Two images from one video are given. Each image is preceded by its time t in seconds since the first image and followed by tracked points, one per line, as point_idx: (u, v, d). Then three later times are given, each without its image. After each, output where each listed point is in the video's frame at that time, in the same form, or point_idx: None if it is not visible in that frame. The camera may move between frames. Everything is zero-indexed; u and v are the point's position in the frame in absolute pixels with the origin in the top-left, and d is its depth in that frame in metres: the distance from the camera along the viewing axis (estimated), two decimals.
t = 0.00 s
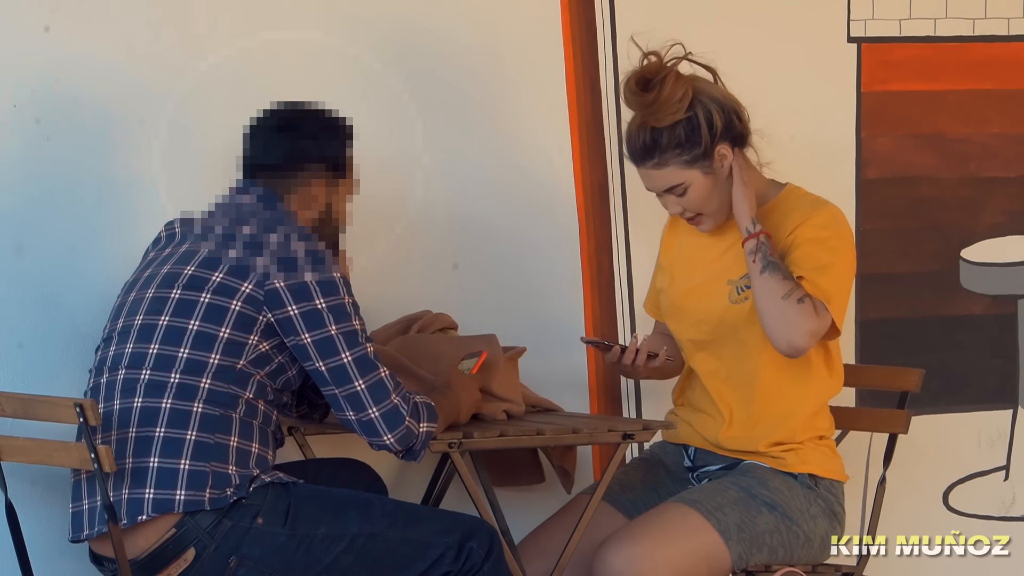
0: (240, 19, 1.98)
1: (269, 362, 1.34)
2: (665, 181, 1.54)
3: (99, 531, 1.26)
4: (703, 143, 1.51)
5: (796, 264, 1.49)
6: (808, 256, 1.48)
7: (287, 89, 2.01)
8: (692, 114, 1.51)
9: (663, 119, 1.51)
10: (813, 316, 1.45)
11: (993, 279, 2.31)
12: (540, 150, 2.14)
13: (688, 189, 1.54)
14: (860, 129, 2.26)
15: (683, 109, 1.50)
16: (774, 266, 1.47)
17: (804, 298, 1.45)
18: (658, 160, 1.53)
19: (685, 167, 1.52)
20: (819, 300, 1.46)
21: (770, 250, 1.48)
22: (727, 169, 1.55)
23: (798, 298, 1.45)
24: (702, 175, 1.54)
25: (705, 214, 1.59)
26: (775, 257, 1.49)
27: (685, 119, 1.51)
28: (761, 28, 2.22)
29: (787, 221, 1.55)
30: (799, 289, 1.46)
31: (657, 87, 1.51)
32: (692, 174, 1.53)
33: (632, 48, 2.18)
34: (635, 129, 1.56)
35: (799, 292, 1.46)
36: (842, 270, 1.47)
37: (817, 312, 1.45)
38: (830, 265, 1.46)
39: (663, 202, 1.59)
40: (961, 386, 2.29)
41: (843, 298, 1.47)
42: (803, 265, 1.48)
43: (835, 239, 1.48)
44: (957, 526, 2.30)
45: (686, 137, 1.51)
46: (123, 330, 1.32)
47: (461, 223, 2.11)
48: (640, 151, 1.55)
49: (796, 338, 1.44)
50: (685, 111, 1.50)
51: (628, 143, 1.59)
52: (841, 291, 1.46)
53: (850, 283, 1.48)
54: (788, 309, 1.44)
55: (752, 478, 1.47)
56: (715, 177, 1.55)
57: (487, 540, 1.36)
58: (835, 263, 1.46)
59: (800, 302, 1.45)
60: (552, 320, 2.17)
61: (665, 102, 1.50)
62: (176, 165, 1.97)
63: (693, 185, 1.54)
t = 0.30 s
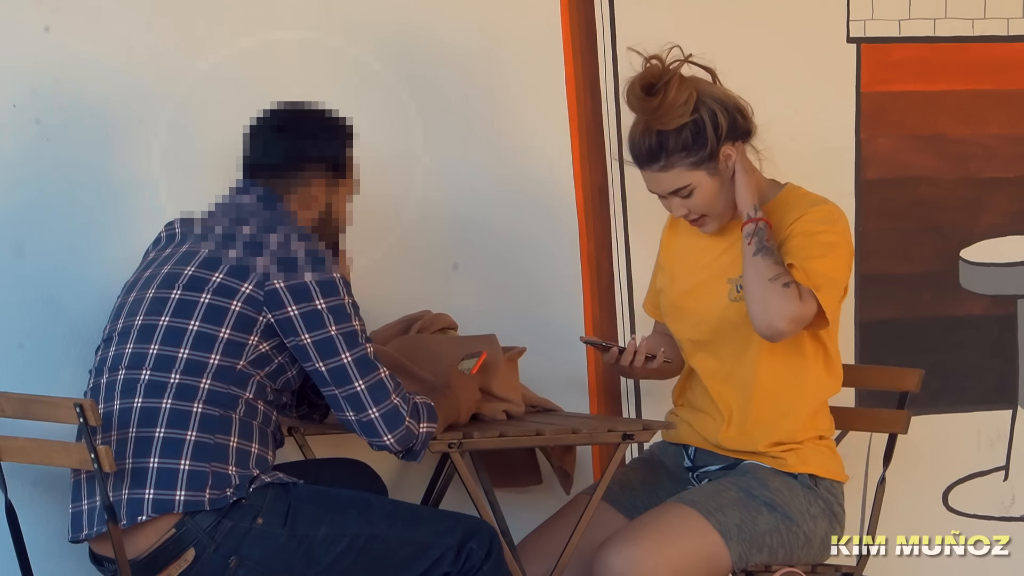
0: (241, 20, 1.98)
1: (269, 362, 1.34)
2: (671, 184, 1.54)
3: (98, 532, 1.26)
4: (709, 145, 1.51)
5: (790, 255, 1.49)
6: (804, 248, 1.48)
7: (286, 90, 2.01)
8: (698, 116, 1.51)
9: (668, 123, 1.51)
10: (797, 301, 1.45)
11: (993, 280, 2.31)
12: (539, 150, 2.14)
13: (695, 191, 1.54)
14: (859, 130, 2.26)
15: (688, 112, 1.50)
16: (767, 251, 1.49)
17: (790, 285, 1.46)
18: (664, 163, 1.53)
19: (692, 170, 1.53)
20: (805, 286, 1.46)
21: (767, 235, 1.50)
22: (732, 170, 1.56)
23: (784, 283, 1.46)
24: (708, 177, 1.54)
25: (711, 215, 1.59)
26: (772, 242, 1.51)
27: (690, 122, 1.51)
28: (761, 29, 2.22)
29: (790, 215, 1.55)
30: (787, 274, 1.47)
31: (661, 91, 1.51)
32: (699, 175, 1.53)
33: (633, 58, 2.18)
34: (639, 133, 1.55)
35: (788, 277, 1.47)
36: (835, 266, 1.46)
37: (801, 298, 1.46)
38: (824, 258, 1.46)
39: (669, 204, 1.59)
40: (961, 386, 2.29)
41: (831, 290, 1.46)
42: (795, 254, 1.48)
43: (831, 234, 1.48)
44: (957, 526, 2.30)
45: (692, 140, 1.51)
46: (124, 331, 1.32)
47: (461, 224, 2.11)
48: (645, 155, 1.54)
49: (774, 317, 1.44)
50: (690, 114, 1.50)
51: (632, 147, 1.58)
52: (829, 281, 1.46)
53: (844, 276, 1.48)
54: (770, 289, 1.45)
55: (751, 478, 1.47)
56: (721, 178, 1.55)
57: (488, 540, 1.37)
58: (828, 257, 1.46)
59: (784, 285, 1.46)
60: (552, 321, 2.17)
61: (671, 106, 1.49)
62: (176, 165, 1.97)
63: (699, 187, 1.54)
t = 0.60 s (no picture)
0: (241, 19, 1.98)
1: (269, 361, 1.34)
2: (674, 173, 1.54)
3: (95, 530, 1.27)
4: (713, 135, 1.51)
5: (790, 267, 1.49)
6: (803, 260, 1.48)
7: (286, 88, 2.01)
8: (703, 105, 1.51)
9: (673, 109, 1.51)
10: (802, 319, 1.45)
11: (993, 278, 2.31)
12: (538, 148, 2.14)
13: (697, 181, 1.54)
14: (860, 128, 2.26)
15: (693, 100, 1.51)
16: (767, 271, 1.49)
17: (792, 304, 1.46)
18: (667, 151, 1.53)
19: (695, 159, 1.53)
20: (808, 301, 1.46)
21: (765, 255, 1.50)
22: (733, 163, 1.55)
23: (786, 303, 1.46)
24: (711, 167, 1.54)
25: (712, 209, 1.59)
26: (771, 259, 1.50)
27: (694, 111, 1.52)
28: (762, 26, 2.22)
29: (788, 220, 1.54)
30: (788, 293, 1.48)
31: (667, 79, 1.51)
32: (702, 166, 1.53)
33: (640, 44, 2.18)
34: (643, 122, 1.55)
35: (788, 296, 1.47)
36: (835, 271, 1.46)
37: (804, 315, 1.46)
38: (825, 266, 1.46)
39: (670, 195, 1.58)
40: (961, 385, 2.29)
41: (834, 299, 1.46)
42: (796, 266, 1.48)
43: (831, 238, 1.47)
44: (958, 526, 2.30)
45: (696, 129, 1.51)
46: (124, 329, 1.32)
47: (462, 223, 2.11)
48: (649, 143, 1.54)
49: (779, 341, 1.44)
50: (695, 102, 1.51)
51: (635, 137, 1.58)
52: (831, 291, 1.46)
53: (844, 281, 1.47)
54: (772, 312, 1.45)
55: (752, 476, 1.46)
56: (724, 170, 1.55)
57: (487, 539, 1.37)
58: (829, 265, 1.46)
59: (787, 305, 1.46)
60: (552, 319, 2.17)
61: (675, 95, 1.50)
62: (175, 164, 1.96)
63: (702, 177, 1.54)
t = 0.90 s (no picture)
0: (235, 16, 1.93)
1: (257, 372, 1.29)
2: (671, 163, 1.50)
3: (73, 548, 1.21)
4: (715, 128, 1.47)
5: (808, 287, 1.42)
6: (821, 279, 1.41)
7: (285, 86, 1.96)
8: (710, 97, 1.46)
9: (678, 97, 1.46)
10: (835, 343, 1.38)
11: (1009, 283, 2.26)
12: (541, 150, 2.08)
13: (694, 175, 1.49)
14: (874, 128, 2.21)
15: (701, 89, 1.45)
16: (785, 302, 1.41)
17: (823, 328, 1.39)
18: (666, 140, 1.48)
19: (694, 151, 1.48)
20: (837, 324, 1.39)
21: (778, 285, 1.43)
22: (734, 161, 1.51)
23: (814, 330, 1.38)
24: (709, 163, 1.49)
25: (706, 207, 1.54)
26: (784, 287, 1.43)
27: (701, 101, 1.47)
28: (772, 25, 2.17)
29: (796, 232, 1.48)
30: (808, 320, 1.39)
31: (677, 63, 1.46)
32: (701, 160, 1.48)
33: (657, 21, 2.12)
34: (648, 106, 1.51)
35: (814, 322, 1.39)
36: (853, 285, 1.40)
37: (835, 338, 1.39)
38: (843, 281, 1.40)
39: (666, 187, 1.54)
40: (975, 393, 2.22)
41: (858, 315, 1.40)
42: (815, 285, 1.42)
43: (846, 250, 1.42)
44: (957, 526, 2.23)
45: (700, 120, 1.46)
46: (104, 337, 1.26)
47: (461, 224, 2.06)
48: (650, 128, 1.50)
49: (818, 372, 1.38)
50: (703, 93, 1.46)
51: (638, 122, 1.54)
52: (854, 307, 1.40)
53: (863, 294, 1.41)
54: (804, 345, 1.38)
55: (761, 491, 1.40)
56: (723, 168, 1.50)
57: (485, 555, 1.31)
58: (847, 279, 1.40)
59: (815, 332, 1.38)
60: (554, 325, 2.11)
61: (683, 80, 1.45)
62: (168, 164, 1.91)
63: (699, 171, 1.49)
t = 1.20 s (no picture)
0: (232, 12, 1.86)
1: (241, 386, 1.21)
2: (672, 143, 1.45)
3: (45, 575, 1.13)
4: (725, 116, 1.42)
5: (833, 309, 1.32)
6: (840, 285, 1.32)
7: (284, 82, 1.89)
8: (727, 83, 1.42)
9: (695, 73, 1.42)
10: (874, 381, 1.30)
11: None
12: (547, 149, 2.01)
13: (692, 160, 1.45)
14: (898, 125, 2.13)
15: (720, 70, 1.41)
16: (800, 376, 1.36)
17: (856, 374, 1.31)
18: (673, 116, 1.45)
19: (697, 134, 1.44)
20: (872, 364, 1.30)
21: (780, 365, 1.39)
22: (738, 158, 1.45)
23: (851, 385, 1.31)
24: (711, 152, 1.44)
25: (697, 202, 1.48)
26: (787, 364, 1.38)
27: (718, 83, 1.42)
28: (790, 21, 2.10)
29: (810, 233, 1.40)
30: (838, 373, 1.32)
31: (704, 38, 1.43)
32: (702, 146, 1.44)
33: None
34: (666, 79, 1.48)
35: (844, 377, 1.32)
36: (876, 289, 1.32)
37: (873, 375, 1.31)
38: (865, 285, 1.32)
39: (662, 169, 1.50)
40: (1002, 403, 2.14)
41: (893, 333, 1.31)
42: (840, 308, 1.32)
43: (873, 257, 1.33)
44: (957, 525, 2.13)
45: (711, 103, 1.42)
46: (78, 350, 1.18)
47: (462, 223, 1.98)
48: (661, 101, 1.47)
49: (875, 416, 1.31)
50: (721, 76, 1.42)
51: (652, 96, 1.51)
52: (887, 331, 1.30)
53: (892, 308, 1.32)
54: (847, 404, 1.32)
55: (777, 513, 1.33)
56: (725, 163, 1.45)
57: None
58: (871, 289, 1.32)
59: (853, 387, 1.31)
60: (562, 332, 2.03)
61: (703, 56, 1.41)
62: (166, 166, 1.85)
63: (698, 158, 1.44)
